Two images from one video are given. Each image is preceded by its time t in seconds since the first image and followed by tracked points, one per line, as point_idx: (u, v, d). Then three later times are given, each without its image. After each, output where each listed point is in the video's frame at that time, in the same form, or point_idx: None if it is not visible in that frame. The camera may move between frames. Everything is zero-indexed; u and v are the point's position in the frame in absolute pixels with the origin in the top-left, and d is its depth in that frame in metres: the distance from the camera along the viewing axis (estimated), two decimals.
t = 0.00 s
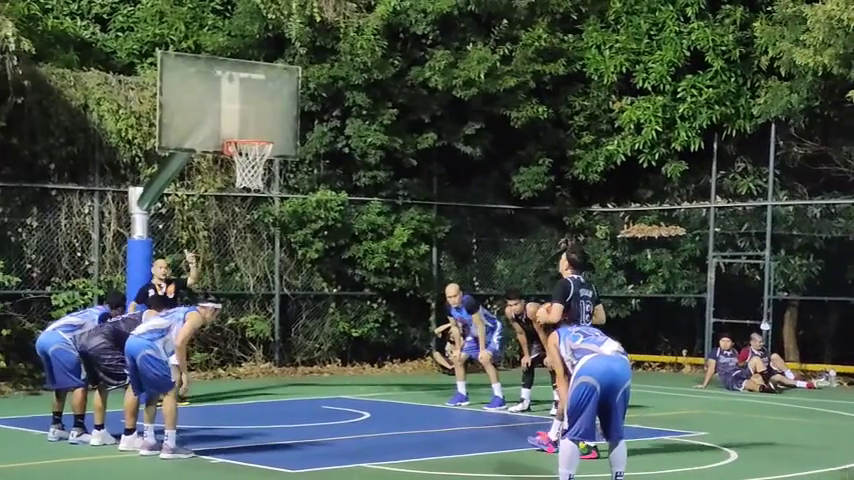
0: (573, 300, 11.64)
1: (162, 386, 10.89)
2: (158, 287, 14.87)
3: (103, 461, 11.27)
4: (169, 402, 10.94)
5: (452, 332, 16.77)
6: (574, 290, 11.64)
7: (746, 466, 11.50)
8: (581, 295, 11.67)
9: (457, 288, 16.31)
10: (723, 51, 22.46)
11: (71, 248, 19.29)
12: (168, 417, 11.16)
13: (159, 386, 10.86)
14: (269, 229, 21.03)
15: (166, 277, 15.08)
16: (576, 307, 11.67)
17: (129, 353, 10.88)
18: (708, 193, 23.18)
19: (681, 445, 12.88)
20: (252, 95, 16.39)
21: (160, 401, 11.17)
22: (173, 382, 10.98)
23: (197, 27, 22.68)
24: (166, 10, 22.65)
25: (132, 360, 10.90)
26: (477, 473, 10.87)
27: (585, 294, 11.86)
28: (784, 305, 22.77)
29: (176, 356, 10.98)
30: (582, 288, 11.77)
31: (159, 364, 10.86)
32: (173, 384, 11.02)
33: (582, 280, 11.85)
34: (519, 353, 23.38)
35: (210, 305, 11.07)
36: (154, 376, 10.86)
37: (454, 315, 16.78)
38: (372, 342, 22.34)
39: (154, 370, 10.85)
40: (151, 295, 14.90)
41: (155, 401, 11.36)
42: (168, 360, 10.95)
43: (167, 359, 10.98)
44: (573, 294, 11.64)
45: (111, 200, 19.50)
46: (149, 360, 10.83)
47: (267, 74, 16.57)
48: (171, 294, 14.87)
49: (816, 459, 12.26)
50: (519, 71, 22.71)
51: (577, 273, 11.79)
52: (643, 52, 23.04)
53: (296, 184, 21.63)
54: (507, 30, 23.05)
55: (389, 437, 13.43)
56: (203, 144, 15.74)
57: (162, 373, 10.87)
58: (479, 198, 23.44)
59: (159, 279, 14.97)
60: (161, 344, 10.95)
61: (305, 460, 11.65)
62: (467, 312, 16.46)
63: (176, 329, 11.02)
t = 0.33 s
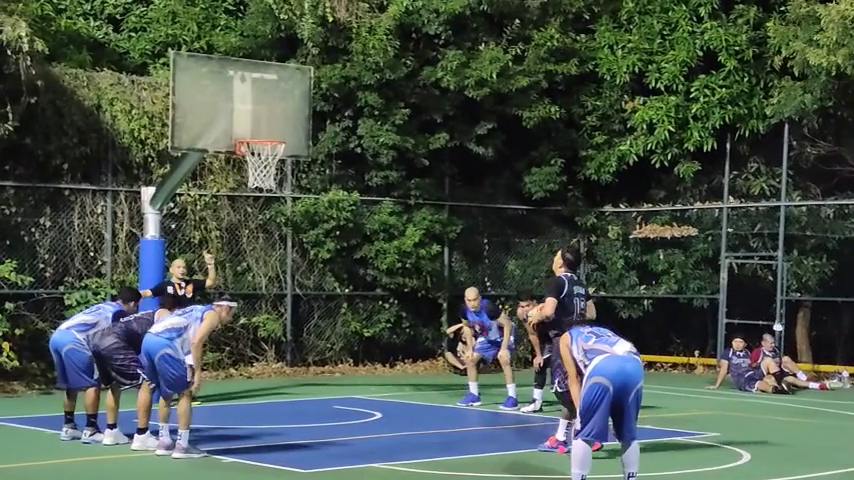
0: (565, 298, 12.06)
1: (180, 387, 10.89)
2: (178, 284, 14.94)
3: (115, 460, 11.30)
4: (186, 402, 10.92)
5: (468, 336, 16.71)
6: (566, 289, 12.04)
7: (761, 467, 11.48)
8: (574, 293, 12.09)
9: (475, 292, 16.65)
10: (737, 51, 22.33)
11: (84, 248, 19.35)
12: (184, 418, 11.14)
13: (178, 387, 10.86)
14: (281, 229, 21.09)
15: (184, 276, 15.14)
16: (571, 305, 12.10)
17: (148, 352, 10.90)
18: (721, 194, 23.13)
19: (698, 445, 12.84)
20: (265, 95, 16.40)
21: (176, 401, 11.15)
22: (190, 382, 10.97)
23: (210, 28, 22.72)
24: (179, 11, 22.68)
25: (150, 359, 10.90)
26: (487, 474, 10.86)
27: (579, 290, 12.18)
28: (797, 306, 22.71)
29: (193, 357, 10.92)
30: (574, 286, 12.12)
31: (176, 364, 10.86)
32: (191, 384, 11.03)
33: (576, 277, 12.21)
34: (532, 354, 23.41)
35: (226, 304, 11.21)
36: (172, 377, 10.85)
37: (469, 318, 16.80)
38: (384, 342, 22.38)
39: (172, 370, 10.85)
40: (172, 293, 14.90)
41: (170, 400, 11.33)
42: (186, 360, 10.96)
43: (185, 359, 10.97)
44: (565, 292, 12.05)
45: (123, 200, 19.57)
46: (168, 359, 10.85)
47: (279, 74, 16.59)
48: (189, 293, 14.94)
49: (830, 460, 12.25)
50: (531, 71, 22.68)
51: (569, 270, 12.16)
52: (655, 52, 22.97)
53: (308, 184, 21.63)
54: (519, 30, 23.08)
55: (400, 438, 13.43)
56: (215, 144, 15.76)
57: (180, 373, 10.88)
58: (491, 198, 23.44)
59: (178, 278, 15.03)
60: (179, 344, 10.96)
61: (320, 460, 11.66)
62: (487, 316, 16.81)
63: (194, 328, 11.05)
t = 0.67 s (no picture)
0: (565, 298, 11.99)
1: (182, 387, 10.93)
2: (187, 285, 15.02)
3: (121, 460, 11.30)
4: (188, 402, 10.96)
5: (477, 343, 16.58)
6: (566, 289, 11.93)
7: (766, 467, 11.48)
8: (575, 293, 12.00)
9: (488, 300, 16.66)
10: (742, 51, 22.32)
11: (90, 247, 19.37)
12: (187, 417, 11.17)
13: (182, 386, 10.90)
14: (287, 229, 21.11)
15: (193, 276, 15.19)
16: (573, 305, 12.07)
17: (152, 350, 10.88)
18: (727, 194, 23.11)
19: (705, 446, 12.83)
20: (270, 95, 16.41)
21: (179, 400, 11.18)
22: (193, 381, 11.02)
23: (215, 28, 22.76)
24: (185, 11, 22.74)
25: (153, 357, 10.90)
26: (492, 474, 10.86)
27: (580, 290, 12.07)
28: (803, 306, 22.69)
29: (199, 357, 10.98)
30: (575, 286, 12.00)
31: (181, 363, 10.89)
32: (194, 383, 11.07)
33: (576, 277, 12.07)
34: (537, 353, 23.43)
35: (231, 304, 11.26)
36: (176, 376, 10.89)
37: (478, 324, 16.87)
38: (389, 341, 22.40)
39: (176, 370, 10.88)
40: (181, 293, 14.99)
41: (173, 400, 11.37)
42: (189, 359, 10.97)
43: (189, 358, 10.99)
44: (565, 292, 11.96)
45: (129, 200, 19.63)
46: (172, 358, 10.86)
47: (284, 75, 16.59)
48: (198, 294, 15.02)
49: (835, 460, 12.25)
50: (537, 71, 22.68)
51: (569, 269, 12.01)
52: (661, 52, 22.96)
53: (314, 184, 21.64)
54: (525, 30, 23.11)
55: (405, 437, 13.44)
56: (221, 144, 15.76)
57: (184, 373, 10.91)
58: (497, 198, 23.45)
59: (187, 278, 15.08)
60: (183, 343, 10.96)
61: (324, 460, 11.66)
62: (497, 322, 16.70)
63: (198, 328, 11.08)
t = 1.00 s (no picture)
0: (566, 298, 11.96)
1: (183, 387, 10.92)
2: (187, 286, 14.98)
3: (121, 460, 11.30)
4: (189, 402, 10.95)
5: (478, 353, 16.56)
6: (568, 289, 11.88)
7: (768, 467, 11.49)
8: (577, 294, 11.93)
9: (491, 310, 16.65)
10: (743, 51, 22.33)
11: (91, 247, 19.37)
12: (188, 417, 11.16)
13: (182, 387, 10.89)
14: (288, 229, 21.11)
15: (193, 277, 15.09)
16: (575, 306, 12.03)
17: (151, 351, 10.87)
18: (727, 194, 23.12)
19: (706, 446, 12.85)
20: (271, 95, 16.41)
21: (180, 401, 11.16)
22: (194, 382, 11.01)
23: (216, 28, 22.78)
24: (186, 11, 22.76)
25: (153, 358, 10.88)
26: (494, 474, 10.86)
27: (582, 291, 12.00)
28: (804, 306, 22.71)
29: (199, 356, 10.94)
30: (578, 286, 11.93)
31: (180, 364, 10.86)
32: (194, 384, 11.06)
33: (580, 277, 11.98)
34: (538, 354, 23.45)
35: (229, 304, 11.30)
36: (176, 377, 10.87)
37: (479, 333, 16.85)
38: (390, 342, 22.41)
39: (176, 370, 10.86)
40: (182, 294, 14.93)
41: (173, 402, 11.36)
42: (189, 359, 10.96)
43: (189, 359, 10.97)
44: (566, 293, 11.90)
45: (130, 200, 19.63)
46: (172, 358, 10.83)
47: (285, 75, 16.59)
48: (199, 294, 15.00)
49: (837, 460, 12.26)
50: (538, 72, 22.69)
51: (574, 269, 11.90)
52: (662, 52, 22.96)
53: (315, 184, 21.65)
54: (526, 30, 23.12)
55: (407, 437, 13.44)
56: (222, 144, 15.76)
57: (184, 373, 10.89)
58: (497, 198, 23.47)
59: (187, 280, 14.99)
60: (182, 343, 10.95)
61: (324, 460, 11.67)
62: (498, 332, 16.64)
63: (197, 327, 11.09)
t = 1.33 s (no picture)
0: (562, 299, 11.72)
1: (182, 388, 10.89)
2: (186, 287, 14.94)
3: (121, 460, 11.29)
4: (188, 402, 10.90)
5: (474, 354, 16.60)
6: (565, 289, 11.67)
7: (768, 467, 11.49)
8: (572, 295, 11.69)
9: (490, 316, 16.87)
10: (742, 51, 22.32)
11: (90, 248, 19.35)
12: (188, 418, 11.12)
13: (180, 388, 10.86)
14: (287, 229, 21.10)
15: (192, 276, 15.08)
16: (569, 307, 11.72)
17: (150, 351, 10.87)
18: (727, 194, 23.12)
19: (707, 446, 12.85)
20: (270, 95, 16.39)
21: (180, 401, 11.13)
22: (193, 382, 10.96)
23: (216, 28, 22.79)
24: (185, 11, 22.78)
25: (152, 359, 10.89)
26: (495, 474, 10.84)
27: (580, 292, 11.76)
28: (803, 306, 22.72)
29: (197, 357, 10.88)
30: (575, 287, 11.71)
31: (178, 364, 10.85)
32: (195, 384, 11.01)
33: (579, 279, 11.78)
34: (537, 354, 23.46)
35: (230, 303, 11.17)
36: (174, 378, 10.85)
37: (479, 338, 16.83)
38: (389, 342, 22.41)
39: (174, 370, 10.85)
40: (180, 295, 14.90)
41: (173, 402, 11.34)
42: (188, 360, 10.93)
43: (188, 359, 10.93)
44: (562, 293, 11.70)
45: (129, 200, 19.61)
46: (170, 359, 10.83)
47: (284, 75, 16.56)
48: (198, 294, 14.96)
49: (838, 460, 12.26)
50: (537, 72, 22.69)
51: (574, 271, 11.76)
52: (661, 53, 22.96)
53: (314, 185, 21.64)
54: (525, 31, 23.12)
55: (408, 438, 13.43)
56: (221, 144, 15.74)
57: (182, 374, 10.87)
58: (497, 198, 23.47)
59: (186, 278, 14.97)
60: (181, 343, 10.92)
61: (325, 460, 11.68)
62: (496, 338, 16.71)
63: (197, 327, 10.99)
